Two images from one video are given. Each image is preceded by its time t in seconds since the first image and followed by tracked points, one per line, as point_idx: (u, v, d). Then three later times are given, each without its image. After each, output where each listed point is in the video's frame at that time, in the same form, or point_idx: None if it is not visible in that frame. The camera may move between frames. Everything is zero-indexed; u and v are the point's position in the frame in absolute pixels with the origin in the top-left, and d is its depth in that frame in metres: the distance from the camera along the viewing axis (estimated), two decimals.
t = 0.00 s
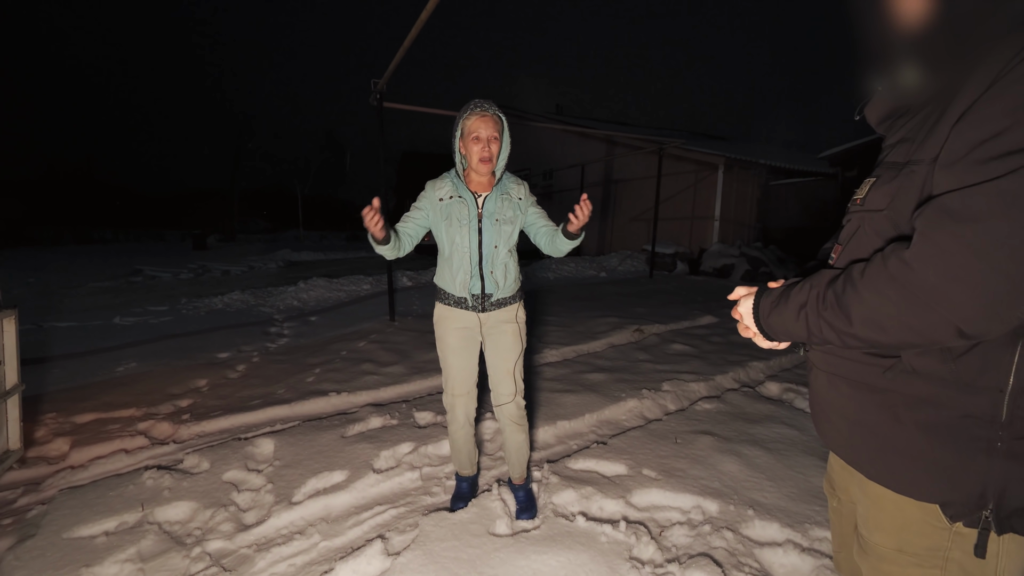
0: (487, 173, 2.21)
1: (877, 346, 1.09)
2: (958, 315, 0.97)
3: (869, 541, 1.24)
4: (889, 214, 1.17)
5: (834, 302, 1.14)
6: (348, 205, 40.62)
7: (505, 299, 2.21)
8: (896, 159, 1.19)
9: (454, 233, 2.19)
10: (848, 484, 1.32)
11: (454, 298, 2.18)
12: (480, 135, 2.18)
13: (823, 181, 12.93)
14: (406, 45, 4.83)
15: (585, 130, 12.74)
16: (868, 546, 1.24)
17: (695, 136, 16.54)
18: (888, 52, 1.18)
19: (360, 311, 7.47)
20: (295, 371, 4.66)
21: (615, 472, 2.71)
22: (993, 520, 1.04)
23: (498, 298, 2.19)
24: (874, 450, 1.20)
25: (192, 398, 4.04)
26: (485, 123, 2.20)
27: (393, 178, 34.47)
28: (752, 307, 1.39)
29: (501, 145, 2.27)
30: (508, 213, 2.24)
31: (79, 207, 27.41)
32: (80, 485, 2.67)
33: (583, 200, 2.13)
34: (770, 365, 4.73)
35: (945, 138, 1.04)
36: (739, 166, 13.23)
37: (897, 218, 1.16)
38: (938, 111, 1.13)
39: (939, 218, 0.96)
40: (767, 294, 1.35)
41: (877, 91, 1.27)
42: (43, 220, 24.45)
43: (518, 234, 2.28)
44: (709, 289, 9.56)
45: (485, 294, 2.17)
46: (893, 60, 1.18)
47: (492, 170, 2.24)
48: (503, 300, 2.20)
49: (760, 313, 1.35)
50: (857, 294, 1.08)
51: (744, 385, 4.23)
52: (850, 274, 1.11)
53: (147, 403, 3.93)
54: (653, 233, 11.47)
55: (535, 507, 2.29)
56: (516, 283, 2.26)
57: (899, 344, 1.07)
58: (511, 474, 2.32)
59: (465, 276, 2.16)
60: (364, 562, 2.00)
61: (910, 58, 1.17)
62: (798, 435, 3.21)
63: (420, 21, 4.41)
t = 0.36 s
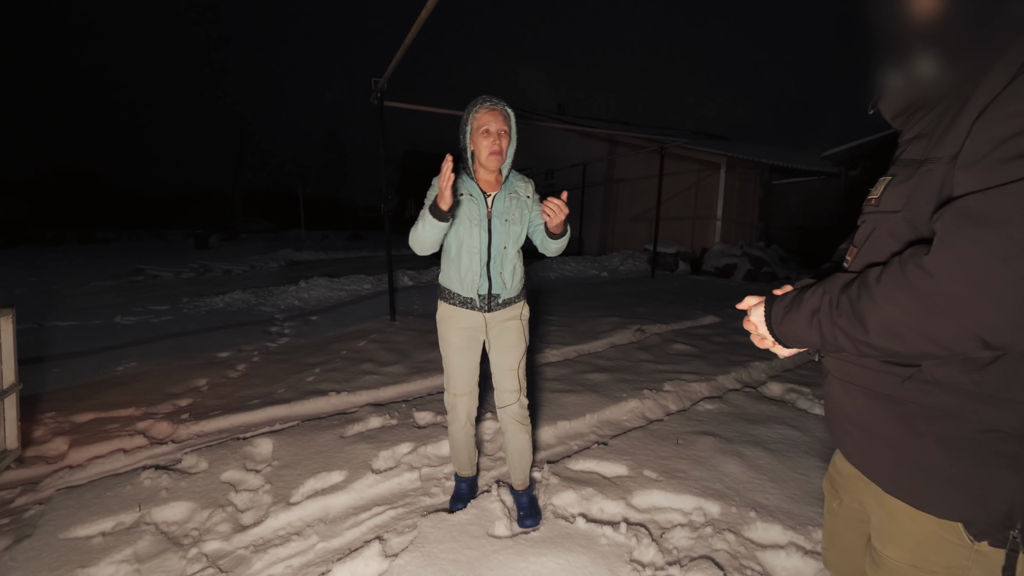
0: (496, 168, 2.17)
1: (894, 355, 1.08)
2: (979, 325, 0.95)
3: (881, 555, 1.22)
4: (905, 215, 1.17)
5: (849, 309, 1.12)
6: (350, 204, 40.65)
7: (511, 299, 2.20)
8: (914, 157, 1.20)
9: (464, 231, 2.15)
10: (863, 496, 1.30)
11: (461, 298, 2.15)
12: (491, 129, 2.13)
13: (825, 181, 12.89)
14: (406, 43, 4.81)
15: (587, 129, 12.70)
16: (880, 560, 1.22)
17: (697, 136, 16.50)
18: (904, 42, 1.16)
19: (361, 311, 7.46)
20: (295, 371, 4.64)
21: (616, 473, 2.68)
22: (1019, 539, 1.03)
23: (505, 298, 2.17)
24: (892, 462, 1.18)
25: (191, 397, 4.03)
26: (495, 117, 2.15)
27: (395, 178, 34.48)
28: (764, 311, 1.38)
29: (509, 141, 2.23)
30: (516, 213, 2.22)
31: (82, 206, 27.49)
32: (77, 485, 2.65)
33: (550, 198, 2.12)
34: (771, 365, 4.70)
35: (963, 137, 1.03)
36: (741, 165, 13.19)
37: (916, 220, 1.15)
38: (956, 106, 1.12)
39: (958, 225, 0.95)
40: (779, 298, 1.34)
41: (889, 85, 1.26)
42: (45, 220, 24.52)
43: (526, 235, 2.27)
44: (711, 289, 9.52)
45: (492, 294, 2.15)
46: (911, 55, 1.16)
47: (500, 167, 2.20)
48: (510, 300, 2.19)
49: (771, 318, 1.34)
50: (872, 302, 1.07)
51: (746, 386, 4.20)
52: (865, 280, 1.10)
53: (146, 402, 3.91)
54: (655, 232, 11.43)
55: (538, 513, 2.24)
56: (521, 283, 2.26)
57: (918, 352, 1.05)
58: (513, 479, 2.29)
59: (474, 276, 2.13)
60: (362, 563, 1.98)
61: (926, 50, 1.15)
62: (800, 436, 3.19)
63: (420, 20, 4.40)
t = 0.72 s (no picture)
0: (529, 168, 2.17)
1: (921, 362, 1.06)
2: (1011, 333, 0.93)
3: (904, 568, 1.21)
4: (934, 216, 1.15)
5: (873, 315, 1.11)
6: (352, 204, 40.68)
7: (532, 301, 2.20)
8: (942, 154, 1.18)
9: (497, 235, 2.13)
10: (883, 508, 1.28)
11: (483, 303, 2.08)
12: (530, 129, 2.10)
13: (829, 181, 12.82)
14: (407, 42, 4.78)
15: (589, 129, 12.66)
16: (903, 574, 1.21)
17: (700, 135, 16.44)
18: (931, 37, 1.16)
19: (362, 310, 7.43)
20: (295, 371, 4.62)
21: (619, 476, 2.65)
22: None
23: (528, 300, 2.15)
24: (918, 475, 1.15)
25: (191, 397, 4.01)
26: (533, 117, 2.13)
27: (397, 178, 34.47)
28: (784, 316, 1.39)
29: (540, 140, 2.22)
30: (540, 216, 2.33)
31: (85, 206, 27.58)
32: (75, 487, 2.63)
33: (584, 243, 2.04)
34: (775, 366, 4.66)
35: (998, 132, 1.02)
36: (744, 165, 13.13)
37: (944, 221, 1.13)
38: (988, 99, 1.10)
39: (989, 229, 0.93)
40: (798, 304, 1.36)
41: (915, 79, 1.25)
42: (49, 220, 24.62)
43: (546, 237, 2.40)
44: (714, 289, 9.47)
45: (516, 297, 2.12)
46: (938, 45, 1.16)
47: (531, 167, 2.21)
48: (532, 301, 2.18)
49: (789, 324, 1.36)
50: (898, 309, 1.05)
51: (750, 387, 4.16)
52: (891, 285, 1.08)
53: (146, 403, 3.89)
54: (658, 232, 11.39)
55: (540, 517, 2.21)
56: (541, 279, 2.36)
57: (947, 361, 1.03)
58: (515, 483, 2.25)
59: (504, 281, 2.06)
60: (360, 568, 1.95)
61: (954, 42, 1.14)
62: (805, 438, 3.15)
63: (422, 18, 4.37)
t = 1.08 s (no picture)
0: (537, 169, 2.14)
1: (932, 363, 1.04)
2: None
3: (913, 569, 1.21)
4: (941, 215, 1.13)
5: (881, 315, 1.09)
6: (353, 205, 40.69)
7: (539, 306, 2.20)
8: (947, 153, 1.16)
9: (508, 239, 2.12)
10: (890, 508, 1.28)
11: (490, 307, 2.07)
12: (532, 129, 2.09)
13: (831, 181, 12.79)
14: (407, 42, 4.77)
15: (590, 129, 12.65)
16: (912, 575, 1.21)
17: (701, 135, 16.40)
18: (930, 38, 1.17)
19: (363, 311, 7.42)
20: (295, 372, 4.60)
21: (619, 478, 2.63)
22: None
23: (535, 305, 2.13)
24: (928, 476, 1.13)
25: (191, 399, 4.00)
26: (535, 116, 2.11)
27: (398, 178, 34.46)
28: (789, 319, 1.37)
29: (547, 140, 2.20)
30: (552, 220, 2.31)
31: (87, 207, 27.64)
32: (72, 489, 2.62)
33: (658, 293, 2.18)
34: (777, 367, 4.63)
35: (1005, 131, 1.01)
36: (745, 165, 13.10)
37: (950, 220, 1.11)
38: (993, 97, 1.09)
39: (1000, 227, 0.91)
40: (803, 306, 1.34)
41: (915, 80, 1.24)
42: (52, 220, 24.68)
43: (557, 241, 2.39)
44: (715, 289, 9.44)
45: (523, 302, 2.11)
46: (938, 46, 1.16)
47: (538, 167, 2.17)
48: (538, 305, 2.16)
49: (794, 326, 1.34)
50: (909, 309, 1.03)
51: (752, 388, 4.13)
52: (899, 284, 1.07)
53: (145, 404, 3.88)
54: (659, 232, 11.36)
55: (540, 520, 2.19)
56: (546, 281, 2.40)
57: (959, 360, 1.01)
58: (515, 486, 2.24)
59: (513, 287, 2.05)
60: (358, 573, 1.94)
61: (954, 43, 1.14)
62: (807, 440, 3.12)
63: (422, 19, 4.36)
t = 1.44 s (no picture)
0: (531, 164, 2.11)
1: (926, 349, 1.04)
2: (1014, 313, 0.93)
3: (899, 552, 1.21)
4: (928, 210, 1.12)
5: (875, 305, 1.09)
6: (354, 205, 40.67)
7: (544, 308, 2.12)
8: (932, 154, 1.15)
9: (499, 238, 2.14)
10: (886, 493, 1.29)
11: (490, 307, 2.06)
12: (519, 122, 2.09)
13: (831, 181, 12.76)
14: (407, 42, 4.76)
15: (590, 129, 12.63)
16: (897, 556, 1.21)
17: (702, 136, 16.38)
18: (914, 50, 1.16)
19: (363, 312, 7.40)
20: (294, 373, 4.59)
21: (619, 480, 2.61)
22: None
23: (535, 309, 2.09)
24: (921, 459, 1.13)
25: (190, 400, 3.98)
26: (523, 110, 2.10)
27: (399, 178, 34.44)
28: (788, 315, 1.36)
29: (543, 134, 2.17)
30: (554, 218, 2.23)
31: (88, 207, 27.64)
32: (70, 490, 2.61)
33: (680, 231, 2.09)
34: (778, 368, 4.61)
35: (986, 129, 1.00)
36: (746, 165, 13.07)
37: (939, 216, 1.10)
38: (973, 105, 1.09)
39: (985, 213, 0.92)
40: (801, 303, 1.34)
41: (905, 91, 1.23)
42: (52, 220, 24.67)
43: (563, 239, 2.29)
44: (716, 290, 9.42)
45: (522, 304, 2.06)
46: (922, 60, 1.16)
47: (535, 162, 2.13)
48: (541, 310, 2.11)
49: (793, 322, 1.33)
50: (902, 297, 1.04)
51: (753, 389, 4.11)
52: (890, 273, 1.07)
53: (144, 404, 3.87)
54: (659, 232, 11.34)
55: (539, 523, 2.17)
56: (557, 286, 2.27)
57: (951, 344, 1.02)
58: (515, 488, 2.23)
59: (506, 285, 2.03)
60: None
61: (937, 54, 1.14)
62: (808, 441, 3.11)
63: (421, 18, 4.34)
